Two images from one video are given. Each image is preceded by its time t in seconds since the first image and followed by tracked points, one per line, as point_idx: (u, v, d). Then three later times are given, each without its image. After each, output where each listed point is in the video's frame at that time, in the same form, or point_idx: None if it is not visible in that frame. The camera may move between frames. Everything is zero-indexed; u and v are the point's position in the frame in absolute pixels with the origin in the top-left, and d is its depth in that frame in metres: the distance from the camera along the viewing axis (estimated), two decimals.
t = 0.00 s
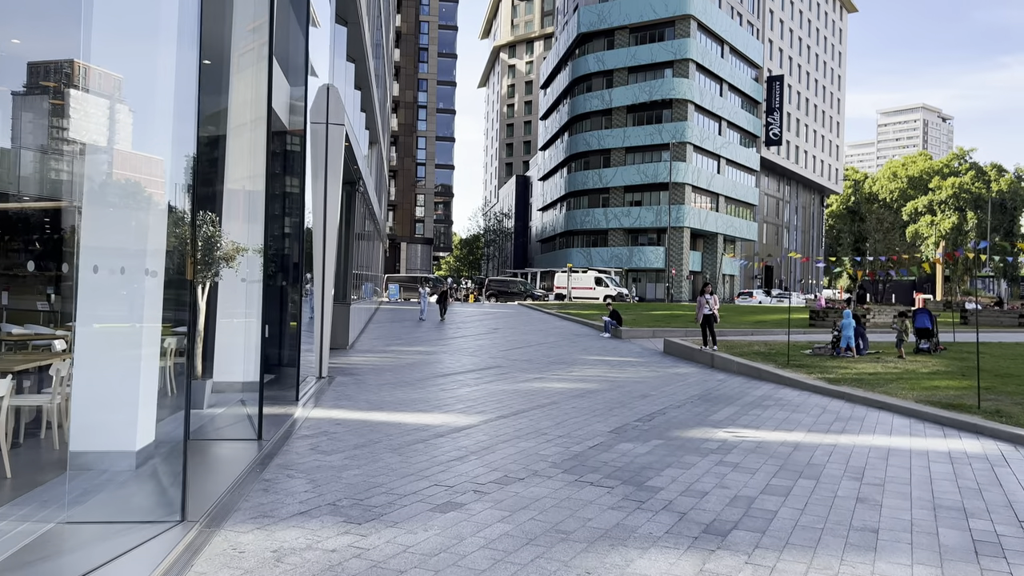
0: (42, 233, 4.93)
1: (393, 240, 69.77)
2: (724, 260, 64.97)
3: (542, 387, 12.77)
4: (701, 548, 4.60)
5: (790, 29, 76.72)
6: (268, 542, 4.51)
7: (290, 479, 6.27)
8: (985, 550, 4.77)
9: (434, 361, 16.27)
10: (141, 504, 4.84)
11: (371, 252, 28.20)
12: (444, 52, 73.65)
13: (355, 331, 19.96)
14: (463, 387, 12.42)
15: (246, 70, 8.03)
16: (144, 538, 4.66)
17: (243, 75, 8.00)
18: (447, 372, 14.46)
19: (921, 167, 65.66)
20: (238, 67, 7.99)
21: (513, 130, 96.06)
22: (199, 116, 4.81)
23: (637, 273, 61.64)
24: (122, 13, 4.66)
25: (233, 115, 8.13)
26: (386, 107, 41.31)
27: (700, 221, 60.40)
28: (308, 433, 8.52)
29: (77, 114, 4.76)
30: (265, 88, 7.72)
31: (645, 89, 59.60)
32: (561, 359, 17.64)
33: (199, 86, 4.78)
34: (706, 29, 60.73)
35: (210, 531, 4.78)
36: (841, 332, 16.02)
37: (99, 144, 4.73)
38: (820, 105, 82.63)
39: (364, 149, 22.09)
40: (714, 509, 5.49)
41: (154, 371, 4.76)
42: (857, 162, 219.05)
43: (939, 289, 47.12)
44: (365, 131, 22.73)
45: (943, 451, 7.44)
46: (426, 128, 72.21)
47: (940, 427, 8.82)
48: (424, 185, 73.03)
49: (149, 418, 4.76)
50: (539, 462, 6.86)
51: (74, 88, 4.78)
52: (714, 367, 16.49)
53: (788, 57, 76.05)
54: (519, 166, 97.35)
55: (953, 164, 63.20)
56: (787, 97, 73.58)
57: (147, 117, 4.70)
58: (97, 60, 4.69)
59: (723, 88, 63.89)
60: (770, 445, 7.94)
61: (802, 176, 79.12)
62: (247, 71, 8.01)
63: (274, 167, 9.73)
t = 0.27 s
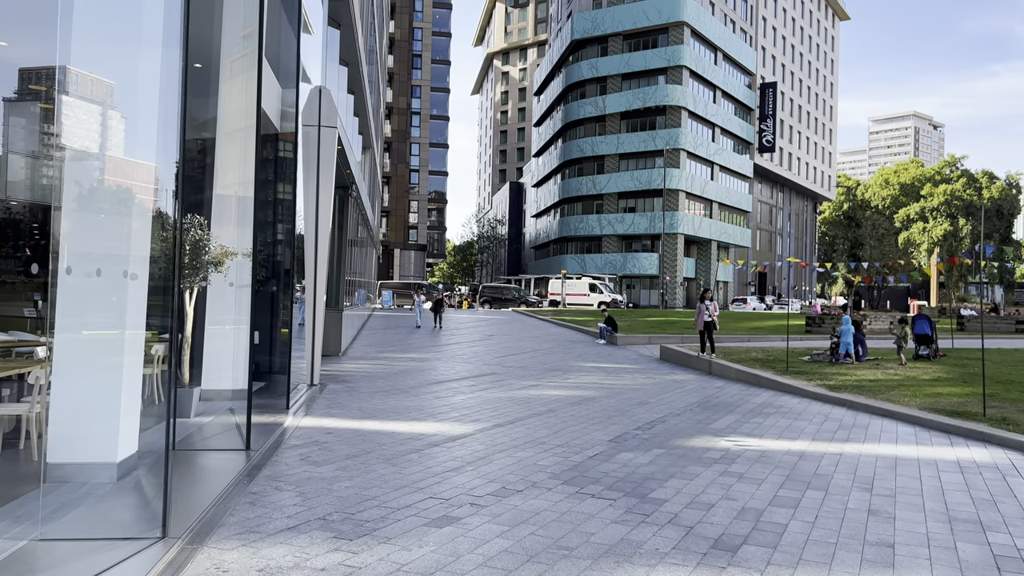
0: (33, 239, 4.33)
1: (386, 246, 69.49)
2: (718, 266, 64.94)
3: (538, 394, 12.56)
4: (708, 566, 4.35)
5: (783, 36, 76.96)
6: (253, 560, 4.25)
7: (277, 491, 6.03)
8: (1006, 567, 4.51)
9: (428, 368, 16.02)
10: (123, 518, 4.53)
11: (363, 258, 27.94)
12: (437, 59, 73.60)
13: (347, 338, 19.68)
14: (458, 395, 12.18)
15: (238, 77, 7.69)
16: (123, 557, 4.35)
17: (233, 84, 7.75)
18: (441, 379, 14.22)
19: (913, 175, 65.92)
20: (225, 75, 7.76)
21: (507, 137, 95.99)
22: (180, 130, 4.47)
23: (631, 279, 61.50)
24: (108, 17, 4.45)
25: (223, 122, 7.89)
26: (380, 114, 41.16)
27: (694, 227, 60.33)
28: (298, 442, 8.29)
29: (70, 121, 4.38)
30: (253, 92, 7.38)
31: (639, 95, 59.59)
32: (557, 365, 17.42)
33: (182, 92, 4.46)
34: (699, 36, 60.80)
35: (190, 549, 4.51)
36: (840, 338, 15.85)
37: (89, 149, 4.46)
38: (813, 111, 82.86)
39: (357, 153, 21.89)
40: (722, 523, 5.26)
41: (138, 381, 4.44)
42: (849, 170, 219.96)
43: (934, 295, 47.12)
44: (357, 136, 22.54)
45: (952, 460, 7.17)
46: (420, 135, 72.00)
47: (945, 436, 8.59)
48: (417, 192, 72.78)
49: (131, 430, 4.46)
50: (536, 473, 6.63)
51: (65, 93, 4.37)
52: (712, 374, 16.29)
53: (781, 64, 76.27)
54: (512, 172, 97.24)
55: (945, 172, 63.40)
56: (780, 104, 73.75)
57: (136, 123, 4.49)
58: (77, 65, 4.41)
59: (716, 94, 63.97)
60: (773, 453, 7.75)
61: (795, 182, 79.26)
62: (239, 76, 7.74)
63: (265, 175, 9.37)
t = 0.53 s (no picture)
0: (9, 247, 3.98)
1: (372, 253, 69.09)
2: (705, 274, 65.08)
3: (528, 405, 12.35)
4: None
5: (768, 45, 77.46)
6: None
7: (258, 511, 5.78)
8: None
9: (416, 378, 15.77)
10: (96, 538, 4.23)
11: (350, 265, 27.64)
12: (424, 66, 73.46)
13: (333, 346, 19.41)
14: (445, 406, 11.94)
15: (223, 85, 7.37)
16: None
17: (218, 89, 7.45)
18: (429, 389, 13.99)
19: (897, 183, 66.36)
20: (209, 80, 7.51)
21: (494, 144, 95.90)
22: (155, 135, 4.24)
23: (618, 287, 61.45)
24: (83, 17, 4.17)
25: (205, 129, 7.62)
26: (367, 121, 40.91)
27: (681, 235, 60.40)
28: (281, 457, 8.04)
29: (51, 126, 4.05)
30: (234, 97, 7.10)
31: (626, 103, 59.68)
32: (546, 375, 17.21)
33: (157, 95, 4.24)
34: (686, 44, 61.04)
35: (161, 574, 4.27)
36: (830, 347, 15.77)
37: (71, 156, 4.12)
38: (798, 120, 83.37)
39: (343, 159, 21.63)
40: (722, 543, 5.05)
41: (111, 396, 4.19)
42: (834, 178, 221.68)
43: (920, 303, 47.26)
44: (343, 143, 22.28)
45: (951, 472, 6.96)
46: (406, 141, 71.79)
47: (942, 447, 8.40)
48: (404, 199, 72.54)
49: (104, 446, 4.17)
50: (528, 490, 6.42)
51: (47, 98, 4.04)
52: (702, 384, 16.14)
53: (767, 73, 76.72)
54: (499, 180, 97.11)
55: (929, 180, 63.83)
56: (766, 112, 74.18)
57: (120, 129, 4.20)
58: (56, 70, 4.08)
59: (703, 102, 64.21)
60: (769, 467, 7.58)
61: (781, 190, 79.66)
62: (223, 82, 7.42)
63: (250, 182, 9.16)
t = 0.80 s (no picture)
0: None
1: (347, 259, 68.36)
2: (681, 280, 65.35)
3: (505, 411, 12.11)
4: None
5: (743, 53, 78.21)
6: None
7: (220, 524, 5.49)
8: None
9: (391, 384, 15.46)
10: None
11: (324, 270, 27.23)
12: (400, 71, 73.06)
13: (306, 352, 19.02)
14: (420, 413, 11.66)
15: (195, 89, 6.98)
16: None
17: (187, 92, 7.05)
18: (404, 396, 13.69)
19: (869, 191, 67.26)
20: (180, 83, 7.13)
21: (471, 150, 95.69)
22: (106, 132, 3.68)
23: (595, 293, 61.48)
24: None
25: (173, 132, 7.23)
26: (342, 125, 40.46)
27: (657, 241, 60.61)
28: (249, 466, 7.71)
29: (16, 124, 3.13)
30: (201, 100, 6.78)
31: (602, 110, 59.79)
32: (523, 380, 16.99)
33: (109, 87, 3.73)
34: (662, 52, 61.37)
35: None
36: (808, 352, 15.76)
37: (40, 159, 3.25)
38: (772, 128, 84.26)
39: (317, 162, 21.24)
40: (707, 555, 4.84)
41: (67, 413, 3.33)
42: (807, 185, 224.65)
43: (892, 309, 47.79)
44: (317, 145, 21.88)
45: (935, 478, 6.83)
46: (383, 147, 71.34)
47: (925, 453, 8.27)
48: (380, 205, 72.09)
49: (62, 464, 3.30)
50: (504, 500, 6.19)
51: (15, 97, 3.15)
52: (680, 389, 16.01)
53: (741, 81, 77.44)
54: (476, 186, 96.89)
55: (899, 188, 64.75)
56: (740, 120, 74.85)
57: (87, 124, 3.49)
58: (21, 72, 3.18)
59: (679, 110, 64.59)
60: (751, 473, 7.42)
61: (755, 198, 80.38)
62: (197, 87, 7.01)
63: (220, 185, 8.82)
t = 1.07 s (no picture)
0: None
1: (310, 265, 67.34)
2: (645, 286, 65.66)
3: (470, 421, 11.81)
4: None
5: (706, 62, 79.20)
6: None
7: (163, 547, 5.10)
8: None
9: (353, 393, 15.03)
10: None
11: (284, 276, 26.56)
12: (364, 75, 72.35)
13: (265, 361, 18.44)
14: (383, 423, 11.30)
15: (142, 87, 6.58)
16: None
17: (133, 91, 6.65)
18: (365, 406, 13.28)
19: (828, 200, 68.49)
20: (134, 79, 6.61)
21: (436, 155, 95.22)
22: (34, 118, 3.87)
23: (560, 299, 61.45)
24: None
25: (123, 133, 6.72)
26: (304, 130, 39.80)
27: (622, 248, 60.84)
28: (199, 482, 7.28)
29: None
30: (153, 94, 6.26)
31: (567, 116, 59.91)
32: (489, 389, 16.68)
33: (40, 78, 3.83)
34: (627, 60, 61.78)
35: None
36: (773, 359, 15.77)
37: None
38: (735, 136, 85.41)
39: (277, 165, 20.75)
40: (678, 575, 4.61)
41: None
42: (767, 194, 228.54)
43: (853, 315, 48.59)
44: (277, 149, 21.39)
45: (907, 489, 6.69)
46: (346, 151, 70.43)
47: (896, 463, 8.18)
48: (344, 210, 70.90)
49: None
50: (468, 517, 5.90)
51: None
52: (646, 397, 15.86)
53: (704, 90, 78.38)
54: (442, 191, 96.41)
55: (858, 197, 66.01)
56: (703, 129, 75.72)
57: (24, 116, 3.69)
58: None
59: (643, 117, 65.06)
60: (722, 486, 7.22)
61: (718, 205, 81.35)
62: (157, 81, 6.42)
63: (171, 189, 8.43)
